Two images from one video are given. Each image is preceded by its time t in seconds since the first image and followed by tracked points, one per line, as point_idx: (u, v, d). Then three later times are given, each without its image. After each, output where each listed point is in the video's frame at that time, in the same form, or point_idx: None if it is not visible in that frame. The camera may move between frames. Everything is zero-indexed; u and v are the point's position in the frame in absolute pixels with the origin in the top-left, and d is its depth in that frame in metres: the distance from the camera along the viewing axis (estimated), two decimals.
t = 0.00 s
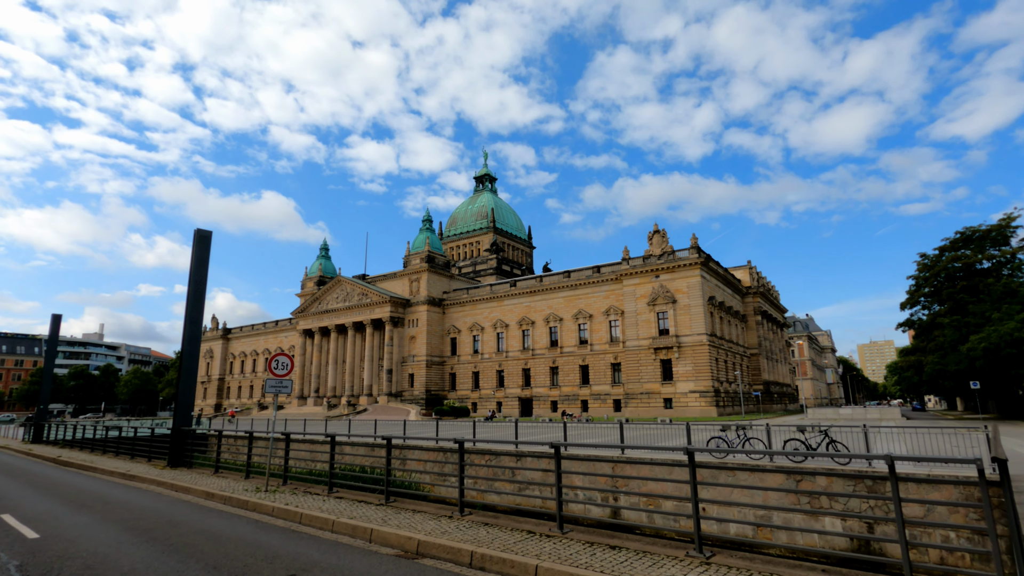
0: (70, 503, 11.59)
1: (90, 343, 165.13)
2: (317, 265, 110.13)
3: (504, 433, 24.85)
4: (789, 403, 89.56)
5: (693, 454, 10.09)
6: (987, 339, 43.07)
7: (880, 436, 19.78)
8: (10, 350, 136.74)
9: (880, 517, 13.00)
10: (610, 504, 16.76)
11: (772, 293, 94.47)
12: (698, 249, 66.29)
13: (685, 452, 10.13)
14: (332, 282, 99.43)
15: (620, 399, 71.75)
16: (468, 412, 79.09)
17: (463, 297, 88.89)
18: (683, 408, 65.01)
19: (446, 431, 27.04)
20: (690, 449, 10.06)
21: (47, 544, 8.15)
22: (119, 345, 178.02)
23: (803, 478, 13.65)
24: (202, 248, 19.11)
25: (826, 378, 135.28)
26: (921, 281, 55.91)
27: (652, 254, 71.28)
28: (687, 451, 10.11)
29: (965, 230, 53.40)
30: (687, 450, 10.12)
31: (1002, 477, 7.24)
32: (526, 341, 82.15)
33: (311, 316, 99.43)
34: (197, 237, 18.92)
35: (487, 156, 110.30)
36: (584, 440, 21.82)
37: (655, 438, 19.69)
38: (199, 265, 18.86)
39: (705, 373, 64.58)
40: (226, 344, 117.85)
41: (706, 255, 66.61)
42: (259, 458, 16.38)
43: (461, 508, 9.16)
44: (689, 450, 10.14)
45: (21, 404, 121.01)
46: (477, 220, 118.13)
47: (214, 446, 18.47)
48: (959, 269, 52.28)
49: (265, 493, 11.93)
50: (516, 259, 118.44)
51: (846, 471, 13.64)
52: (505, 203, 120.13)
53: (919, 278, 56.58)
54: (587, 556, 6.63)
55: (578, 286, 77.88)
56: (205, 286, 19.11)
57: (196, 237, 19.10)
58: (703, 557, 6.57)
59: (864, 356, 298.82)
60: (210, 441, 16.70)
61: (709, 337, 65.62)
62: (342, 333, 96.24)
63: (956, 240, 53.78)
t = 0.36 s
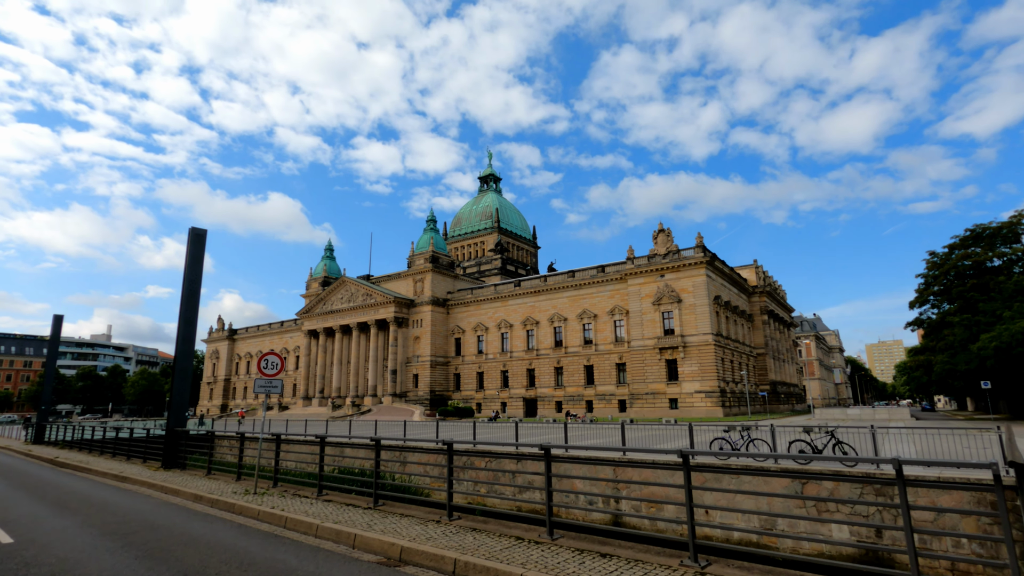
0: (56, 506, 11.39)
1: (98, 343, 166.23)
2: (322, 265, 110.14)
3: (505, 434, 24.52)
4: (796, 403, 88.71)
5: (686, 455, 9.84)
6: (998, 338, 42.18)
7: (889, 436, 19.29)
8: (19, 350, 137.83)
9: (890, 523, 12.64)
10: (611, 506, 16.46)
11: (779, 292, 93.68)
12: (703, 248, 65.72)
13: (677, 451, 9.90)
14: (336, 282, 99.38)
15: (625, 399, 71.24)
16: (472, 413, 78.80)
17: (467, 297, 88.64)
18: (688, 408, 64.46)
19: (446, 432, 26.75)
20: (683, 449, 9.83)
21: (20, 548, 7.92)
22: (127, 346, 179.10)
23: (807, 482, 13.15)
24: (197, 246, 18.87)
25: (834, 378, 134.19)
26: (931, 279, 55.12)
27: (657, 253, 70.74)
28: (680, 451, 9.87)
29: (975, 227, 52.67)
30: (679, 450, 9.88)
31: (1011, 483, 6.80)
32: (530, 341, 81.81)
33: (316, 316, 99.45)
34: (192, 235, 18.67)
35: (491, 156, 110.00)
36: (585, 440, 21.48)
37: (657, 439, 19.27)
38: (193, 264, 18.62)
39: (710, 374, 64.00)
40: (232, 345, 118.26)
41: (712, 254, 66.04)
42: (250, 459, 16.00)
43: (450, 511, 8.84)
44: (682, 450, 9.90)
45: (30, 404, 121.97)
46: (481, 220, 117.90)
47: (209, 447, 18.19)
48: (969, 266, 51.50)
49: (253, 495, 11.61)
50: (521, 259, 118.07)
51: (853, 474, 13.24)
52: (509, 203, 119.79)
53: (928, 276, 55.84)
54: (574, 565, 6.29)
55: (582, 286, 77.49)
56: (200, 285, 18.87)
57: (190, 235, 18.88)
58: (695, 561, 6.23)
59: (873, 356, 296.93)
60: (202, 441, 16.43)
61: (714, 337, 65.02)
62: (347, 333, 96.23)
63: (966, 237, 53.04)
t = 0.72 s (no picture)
0: (37, 509, 11.16)
1: (106, 345, 167.16)
2: (327, 266, 110.25)
3: (504, 434, 24.21)
4: (803, 404, 87.92)
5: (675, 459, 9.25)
6: (1007, 337, 41.20)
7: (895, 438, 18.80)
8: (27, 352, 138.78)
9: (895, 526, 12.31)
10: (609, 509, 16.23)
11: (786, 291, 92.91)
12: (708, 247, 65.20)
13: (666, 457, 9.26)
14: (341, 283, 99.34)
15: (629, 399, 70.76)
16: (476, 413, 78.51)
17: (471, 297, 88.39)
18: (693, 409, 63.91)
19: (445, 433, 26.47)
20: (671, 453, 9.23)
21: None
22: (134, 347, 180.00)
23: (810, 484, 12.61)
24: (190, 244, 18.62)
25: (842, 378, 133.01)
26: (939, 278, 54.38)
27: (662, 252, 70.22)
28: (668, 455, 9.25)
29: (984, 225, 51.93)
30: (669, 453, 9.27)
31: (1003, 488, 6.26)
32: (534, 341, 81.49)
33: (321, 317, 99.51)
34: (185, 234, 18.45)
35: (495, 156, 109.75)
36: (585, 442, 21.12)
37: (657, 440, 18.88)
38: (187, 262, 18.39)
39: (716, 374, 63.44)
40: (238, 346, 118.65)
41: (717, 253, 65.47)
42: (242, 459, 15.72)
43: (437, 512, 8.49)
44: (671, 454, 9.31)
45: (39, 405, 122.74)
46: (486, 221, 117.70)
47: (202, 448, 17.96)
48: (978, 265, 50.74)
49: (238, 497, 11.35)
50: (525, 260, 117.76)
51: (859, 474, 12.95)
52: (514, 203, 119.52)
53: (937, 275, 55.13)
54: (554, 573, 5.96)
55: (586, 286, 77.07)
56: (193, 284, 18.63)
57: (183, 234, 18.64)
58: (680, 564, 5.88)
59: (882, 356, 293.83)
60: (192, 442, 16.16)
61: (719, 337, 64.46)
62: (351, 334, 96.21)
63: (975, 235, 52.32)
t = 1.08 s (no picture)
0: (18, 508, 10.97)
1: (112, 343, 167.89)
2: (329, 263, 110.26)
3: (502, 432, 23.93)
4: (808, 401, 87.39)
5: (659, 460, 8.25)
6: (1015, 333, 40.54)
7: (899, 436, 18.33)
8: (34, 350, 139.53)
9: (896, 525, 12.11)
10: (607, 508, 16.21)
11: (790, 288, 92.28)
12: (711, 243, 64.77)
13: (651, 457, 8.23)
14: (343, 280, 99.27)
15: (632, 397, 70.46)
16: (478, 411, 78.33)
17: (474, 294, 88.16)
18: (696, 406, 63.57)
19: (443, 431, 26.27)
20: (656, 453, 8.18)
21: None
22: (139, 345, 180.74)
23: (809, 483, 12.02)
24: (182, 240, 18.38)
25: (848, 375, 132.21)
26: (946, 274, 53.77)
27: (665, 248, 69.74)
28: (653, 455, 8.21)
29: (991, 220, 51.27)
30: (653, 453, 8.22)
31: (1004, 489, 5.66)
32: (537, 338, 81.23)
33: (323, 314, 99.52)
34: (176, 229, 18.20)
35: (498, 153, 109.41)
36: (583, 440, 20.80)
37: (656, 438, 18.51)
38: (178, 258, 18.15)
39: (719, 371, 63.03)
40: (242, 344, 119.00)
41: (720, 249, 64.99)
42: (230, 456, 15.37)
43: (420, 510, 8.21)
44: (655, 454, 8.27)
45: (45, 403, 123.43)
46: (488, 217, 117.39)
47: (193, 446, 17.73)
48: (984, 260, 50.07)
49: (223, 496, 11.10)
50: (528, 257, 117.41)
51: (858, 473, 12.74)
52: (517, 199, 119.13)
53: (943, 270, 54.52)
54: None
55: (588, 283, 76.68)
56: (185, 280, 18.39)
57: (175, 229, 18.37)
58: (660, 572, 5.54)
59: (888, 352, 292.44)
60: (182, 439, 15.94)
61: (723, 334, 64.01)
62: (354, 331, 96.20)
63: (982, 230, 51.68)
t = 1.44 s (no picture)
0: None
1: (115, 342, 168.16)
2: (331, 261, 110.10)
3: (498, 430, 23.63)
4: (811, 399, 87.14)
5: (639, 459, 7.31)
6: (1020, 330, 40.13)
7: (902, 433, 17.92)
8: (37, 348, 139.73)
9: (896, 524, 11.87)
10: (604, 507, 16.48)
11: (793, 286, 91.77)
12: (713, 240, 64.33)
13: (629, 453, 7.30)
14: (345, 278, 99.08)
15: (634, 394, 70.13)
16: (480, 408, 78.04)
17: (475, 291, 87.82)
18: (698, 404, 63.24)
19: (439, 428, 26.01)
20: (635, 449, 7.23)
21: None
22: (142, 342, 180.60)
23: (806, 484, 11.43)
24: (171, 235, 18.05)
25: (852, 373, 131.68)
26: (950, 270, 53.33)
27: (667, 246, 69.31)
28: (631, 451, 7.29)
29: (997, 215, 50.76)
30: (632, 450, 7.29)
31: (1008, 496, 5.22)
32: (538, 336, 80.94)
33: (325, 312, 99.30)
34: (166, 223, 17.89)
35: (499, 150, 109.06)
36: (579, 437, 20.47)
37: (652, 436, 18.09)
38: (168, 252, 17.86)
39: (721, 368, 62.64)
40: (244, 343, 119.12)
41: (722, 246, 64.53)
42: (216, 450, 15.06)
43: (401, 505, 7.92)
44: (635, 450, 7.31)
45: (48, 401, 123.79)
46: (490, 215, 117.10)
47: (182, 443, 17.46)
48: (990, 256, 49.55)
49: (205, 494, 10.83)
50: (530, 254, 117.07)
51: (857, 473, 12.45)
52: (518, 197, 118.77)
53: (948, 267, 54.05)
54: None
55: (590, 280, 76.30)
56: (174, 275, 18.09)
57: (165, 224, 18.04)
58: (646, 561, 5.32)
59: (892, 350, 291.23)
60: (169, 437, 15.67)
61: (725, 331, 63.62)
62: (355, 329, 96.03)
63: (987, 226, 51.18)
